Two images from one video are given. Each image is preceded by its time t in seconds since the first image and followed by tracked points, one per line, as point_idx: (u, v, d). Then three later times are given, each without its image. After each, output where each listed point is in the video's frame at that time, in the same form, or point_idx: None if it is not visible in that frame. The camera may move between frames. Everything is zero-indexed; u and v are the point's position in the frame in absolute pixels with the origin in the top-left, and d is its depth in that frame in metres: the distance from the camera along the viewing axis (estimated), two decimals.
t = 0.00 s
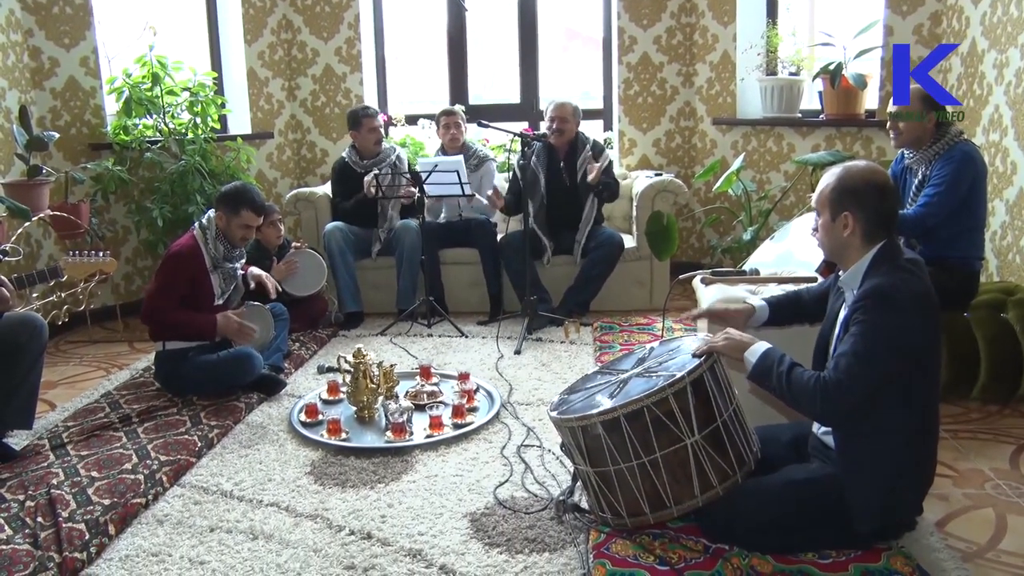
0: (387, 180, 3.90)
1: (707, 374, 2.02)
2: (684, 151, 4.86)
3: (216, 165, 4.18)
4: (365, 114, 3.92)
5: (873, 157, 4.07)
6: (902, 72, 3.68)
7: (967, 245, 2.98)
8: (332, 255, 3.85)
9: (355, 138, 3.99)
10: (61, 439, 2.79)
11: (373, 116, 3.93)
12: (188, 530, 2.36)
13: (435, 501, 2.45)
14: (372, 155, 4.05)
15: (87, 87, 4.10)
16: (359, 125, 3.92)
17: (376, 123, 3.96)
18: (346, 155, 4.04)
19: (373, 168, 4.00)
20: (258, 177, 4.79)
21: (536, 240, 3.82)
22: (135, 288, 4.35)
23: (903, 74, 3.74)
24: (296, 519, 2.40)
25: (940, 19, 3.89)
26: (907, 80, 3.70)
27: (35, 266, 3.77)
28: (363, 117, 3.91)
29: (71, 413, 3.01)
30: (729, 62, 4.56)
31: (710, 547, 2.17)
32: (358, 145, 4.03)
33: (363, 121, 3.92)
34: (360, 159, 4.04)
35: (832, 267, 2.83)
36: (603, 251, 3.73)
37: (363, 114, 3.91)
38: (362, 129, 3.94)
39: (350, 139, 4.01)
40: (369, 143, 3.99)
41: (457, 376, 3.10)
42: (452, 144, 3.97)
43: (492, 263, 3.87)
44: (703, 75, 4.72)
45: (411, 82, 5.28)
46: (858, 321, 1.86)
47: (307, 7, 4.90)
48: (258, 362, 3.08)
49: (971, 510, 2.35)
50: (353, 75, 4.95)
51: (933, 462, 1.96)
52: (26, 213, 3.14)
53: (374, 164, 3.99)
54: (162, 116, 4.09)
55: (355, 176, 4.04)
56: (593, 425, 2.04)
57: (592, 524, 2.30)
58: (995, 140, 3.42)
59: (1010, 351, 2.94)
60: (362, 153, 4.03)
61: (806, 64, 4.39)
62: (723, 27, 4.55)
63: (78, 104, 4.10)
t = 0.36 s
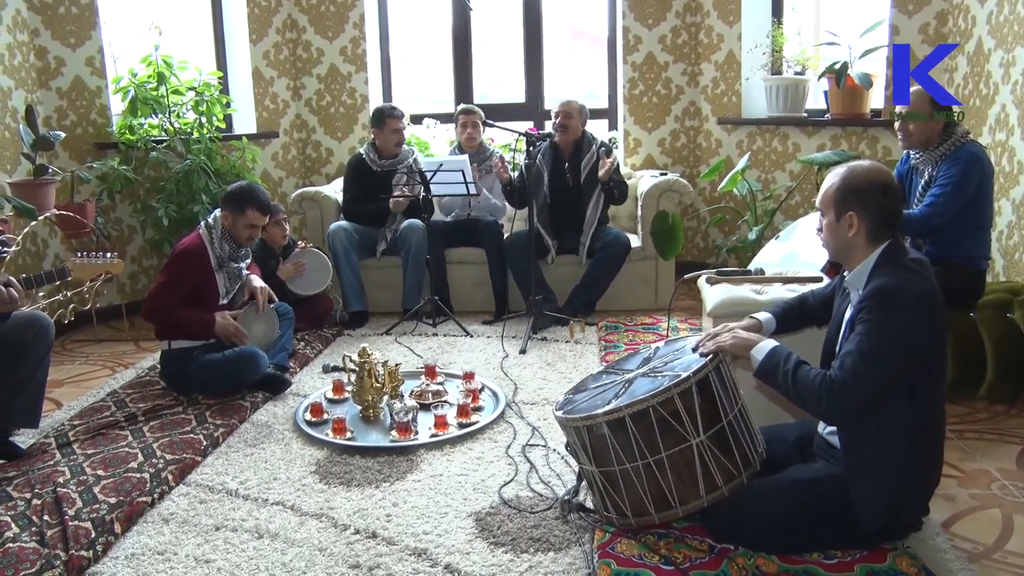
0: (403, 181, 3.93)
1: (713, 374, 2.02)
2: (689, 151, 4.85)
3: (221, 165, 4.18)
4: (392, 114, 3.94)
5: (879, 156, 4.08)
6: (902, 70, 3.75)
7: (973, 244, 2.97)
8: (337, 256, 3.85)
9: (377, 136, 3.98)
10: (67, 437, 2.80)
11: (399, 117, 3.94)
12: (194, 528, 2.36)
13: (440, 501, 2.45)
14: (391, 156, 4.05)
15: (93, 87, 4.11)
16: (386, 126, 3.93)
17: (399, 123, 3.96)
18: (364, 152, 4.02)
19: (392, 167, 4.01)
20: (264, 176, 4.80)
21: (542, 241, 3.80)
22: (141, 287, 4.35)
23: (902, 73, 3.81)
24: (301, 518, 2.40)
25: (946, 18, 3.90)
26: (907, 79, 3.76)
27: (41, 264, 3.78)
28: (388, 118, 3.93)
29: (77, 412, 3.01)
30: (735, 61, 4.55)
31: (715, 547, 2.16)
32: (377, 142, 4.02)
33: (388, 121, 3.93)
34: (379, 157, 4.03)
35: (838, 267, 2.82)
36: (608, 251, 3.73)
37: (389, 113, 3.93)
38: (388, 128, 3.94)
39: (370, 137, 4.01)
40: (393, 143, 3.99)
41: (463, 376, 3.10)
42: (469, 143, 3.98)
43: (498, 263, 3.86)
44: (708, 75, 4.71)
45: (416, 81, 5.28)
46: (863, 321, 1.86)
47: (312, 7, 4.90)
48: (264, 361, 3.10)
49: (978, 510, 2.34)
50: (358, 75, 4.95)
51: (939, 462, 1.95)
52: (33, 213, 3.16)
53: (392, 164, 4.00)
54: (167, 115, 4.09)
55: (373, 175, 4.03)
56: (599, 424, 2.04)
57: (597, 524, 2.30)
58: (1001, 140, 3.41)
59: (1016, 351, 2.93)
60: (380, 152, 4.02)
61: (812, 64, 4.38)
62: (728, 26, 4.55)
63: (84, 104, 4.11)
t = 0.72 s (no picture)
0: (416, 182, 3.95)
1: (727, 374, 2.01)
2: (703, 150, 4.84)
3: (236, 164, 4.20)
4: (398, 116, 3.94)
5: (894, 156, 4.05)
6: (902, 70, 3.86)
7: (991, 244, 2.95)
8: (353, 254, 3.86)
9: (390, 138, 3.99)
10: (83, 434, 2.82)
11: (406, 119, 3.95)
12: (208, 525, 2.38)
13: (453, 499, 2.46)
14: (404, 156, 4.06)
15: (109, 86, 4.14)
16: (398, 128, 3.94)
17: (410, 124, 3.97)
18: (377, 152, 4.04)
19: (406, 167, 4.01)
20: (278, 175, 4.82)
21: (555, 240, 3.79)
22: (156, 286, 4.38)
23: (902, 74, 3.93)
24: (314, 516, 2.41)
25: (964, 17, 3.86)
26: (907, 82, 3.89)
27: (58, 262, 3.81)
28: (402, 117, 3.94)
29: (93, 409, 3.03)
30: (749, 61, 4.55)
31: (729, 548, 2.16)
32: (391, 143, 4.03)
33: (396, 123, 3.93)
34: (393, 157, 4.04)
35: (853, 268, 2.81)
36: (622, 252, 3.71)
37: (401, 114, 3.94)
38: (397, 130, 3.95)
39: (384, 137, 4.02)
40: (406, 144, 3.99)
41: (476, 375, 3.10)
42: (486, 142, 4.01)
43: (512, 263, 3.86)
44: (722, 74, 4.70)
45: (430, 81, 5.29)
46: (882, 321, 1.84)
47: (327, 6, 4.91)
48: (277, 360, 3.11)
49: (994, 514, 2.33)
50: (372, 74, 4.96)
51: (956, 464, 1.94)
52: (50, 211, 3.22)
53: (407, 164, 4.01)
54: (182, 114, 4.11)
55: (385, 175, 4.04)
56: (612, 425, 2.04)
57: (610, 524, 2.29)
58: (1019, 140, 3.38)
59: None
60: (395, 152, 4.03)
61: (827, 63, 4.39)
62: (743, 25, 4.54)
63: (100, 103, 4.14)
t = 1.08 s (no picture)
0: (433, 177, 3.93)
1: (752, 375, 2.00)
2: (729, 151, 4.80)
3: (262, 162, 4.23)
4: (399, 115, 3.94)
5: (924, 157, 4.00)
6: (902, 69, 3.83)
7: None
8: (377, 253, 3.87)
9: (400, 138, 3.98)
10: (111, 429, 2.85)
11: (407, 117, 3.93)
12: (233, 521, 2.39)
13: (477, 498, 2.46)
14: (417, 154, 4.06)
15: (138, 85, 4.18)
16: (402, 127, 3.93)
17: (415, 123, 3.96)
18: (391, 153, 4.05)
19: (420, 165, 4.02)
20: (304, 174, 4.85)
21: (579, 240, 3.79)
22: (183, 283, 4.42)
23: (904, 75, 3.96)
24: (338, 513, 2.42)
25: (997, 15, 3.80)
26: (907, 81, 3.86)
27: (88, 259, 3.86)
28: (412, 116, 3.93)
29: (121, 404, 3.07)
30: (776, 61, 4.52)
31: (753, 551, 2.15)
32: (401, 142, 4.03)
33: (398, 123, 3.93)
34: (405, 156, 4.04)
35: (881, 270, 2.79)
36: (648, 253, 3.70)
37: (404, 113, 3.93)
38: (400, 130, 3.95)
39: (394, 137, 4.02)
40: (415, 142, 3.99)
41: (500, 374, 3.11)
42: (503, 143, 4.00)
43: (536, 263, 3.86)
44: (749, 74, 4.67)
45: (456, 81, 5.31)
46: (911, 326, 1.82)
47: (353, 6, 4.93)
48: (303, 357, 3.13)
49: None
50: (398, 74, 4.98)
51: (988, 469, 1.92)
52: (80, 209, 3.26)
53: (419, 162, 4.01)
54: (210, 113, 4.15)
55: (400, 174, 4.05)
56: (637, 425, 2.03)
57: (634, 525, 2.29)
58: None
59: None
60: (406, 151, 4.03)
61: (855, 63, 4.36)
62: (769, 25, 4.51)
63: (130, 102, 4.19)
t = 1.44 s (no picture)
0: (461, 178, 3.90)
1: (787, 379, 1.98)
2: (765, 152, 4.76)
3: (298, 161, 4.27)
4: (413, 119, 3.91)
5: (964, 159, 3.94)
6: (902, 69, 4.25)
7: None
8: (411, 252, 3.89)
9: (420, 140, 3.96)
10: (148, 423, 2.90)
11: (419, 120, 3.90)
12: (266, 516, 2.42)
13: (508, 498, 2.46)
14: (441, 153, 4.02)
15: (177, 84, 4.22)
16: (418, 131, 3.91)
17: (431, 124, 3.93)
18: (416, 156, 4.03)
19: (445, 164, 3.99)
20: (339, 173, 4.88)
21: (613, 241, 3.77)
22: (219, 280, 4.47)
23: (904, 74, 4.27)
24: (370, 510, 2.43)
25: None
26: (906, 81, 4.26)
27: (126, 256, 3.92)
28: (423, 118, 3.89)
29: (157, 399, 3.11)
30: (813, 61, 4.48)
31: (786, 556, 2.14)
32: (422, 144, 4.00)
33: (412, 128, 3.91)
34: (430, 157, 4.01)
35: (919, 274, 2.76)
36: (682, 254, 3.68)
37: (414, 118, 3.90)
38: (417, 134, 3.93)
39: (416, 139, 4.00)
40: (435, 143, 3.96)
41: (533, 373, 3.11)
42: (526, 142, 3.98)
43: (569, 263, 3.85)
44: (785, 75, 4.62)
45: (490, 81, 5.33)
46: (949, 329, 1.80)
47: (388, 6, 4.95)
48: (337, 354, 3.15)
49: None
50: (433, 73, 4.99)
51: None
52: (119, 205, 3.39)
53: (444, 161, 3.98)
54: (247, 112, 4.19)
55: (427, 175, 4.03)
56: (670, 427, 2.01)
57: (666, 527, 2.28)
58: None
59: None
60: (430, 152, 4.00)
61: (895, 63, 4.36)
62: (807, 25, 4.47)
63: (169, 101, 4.24)
